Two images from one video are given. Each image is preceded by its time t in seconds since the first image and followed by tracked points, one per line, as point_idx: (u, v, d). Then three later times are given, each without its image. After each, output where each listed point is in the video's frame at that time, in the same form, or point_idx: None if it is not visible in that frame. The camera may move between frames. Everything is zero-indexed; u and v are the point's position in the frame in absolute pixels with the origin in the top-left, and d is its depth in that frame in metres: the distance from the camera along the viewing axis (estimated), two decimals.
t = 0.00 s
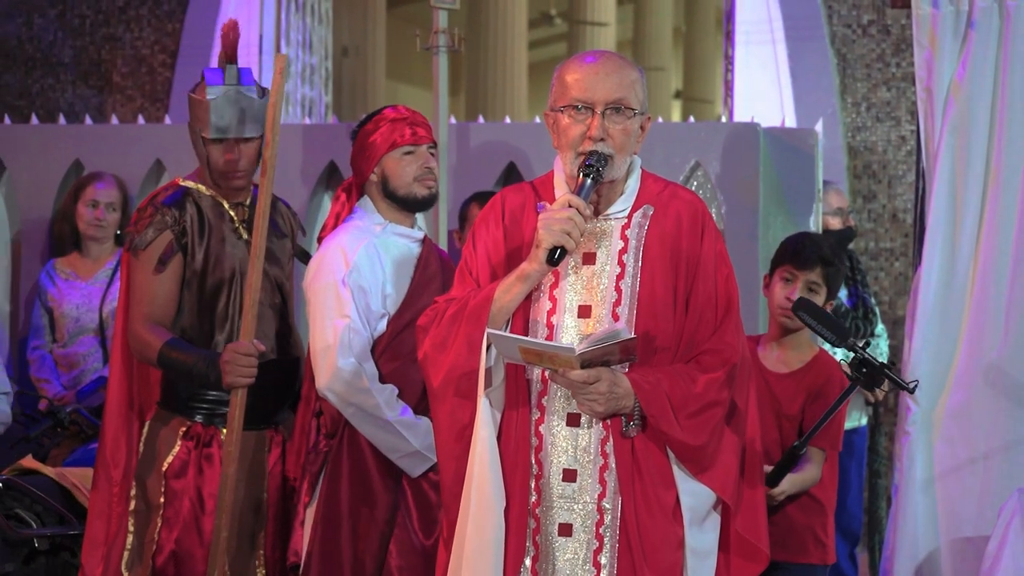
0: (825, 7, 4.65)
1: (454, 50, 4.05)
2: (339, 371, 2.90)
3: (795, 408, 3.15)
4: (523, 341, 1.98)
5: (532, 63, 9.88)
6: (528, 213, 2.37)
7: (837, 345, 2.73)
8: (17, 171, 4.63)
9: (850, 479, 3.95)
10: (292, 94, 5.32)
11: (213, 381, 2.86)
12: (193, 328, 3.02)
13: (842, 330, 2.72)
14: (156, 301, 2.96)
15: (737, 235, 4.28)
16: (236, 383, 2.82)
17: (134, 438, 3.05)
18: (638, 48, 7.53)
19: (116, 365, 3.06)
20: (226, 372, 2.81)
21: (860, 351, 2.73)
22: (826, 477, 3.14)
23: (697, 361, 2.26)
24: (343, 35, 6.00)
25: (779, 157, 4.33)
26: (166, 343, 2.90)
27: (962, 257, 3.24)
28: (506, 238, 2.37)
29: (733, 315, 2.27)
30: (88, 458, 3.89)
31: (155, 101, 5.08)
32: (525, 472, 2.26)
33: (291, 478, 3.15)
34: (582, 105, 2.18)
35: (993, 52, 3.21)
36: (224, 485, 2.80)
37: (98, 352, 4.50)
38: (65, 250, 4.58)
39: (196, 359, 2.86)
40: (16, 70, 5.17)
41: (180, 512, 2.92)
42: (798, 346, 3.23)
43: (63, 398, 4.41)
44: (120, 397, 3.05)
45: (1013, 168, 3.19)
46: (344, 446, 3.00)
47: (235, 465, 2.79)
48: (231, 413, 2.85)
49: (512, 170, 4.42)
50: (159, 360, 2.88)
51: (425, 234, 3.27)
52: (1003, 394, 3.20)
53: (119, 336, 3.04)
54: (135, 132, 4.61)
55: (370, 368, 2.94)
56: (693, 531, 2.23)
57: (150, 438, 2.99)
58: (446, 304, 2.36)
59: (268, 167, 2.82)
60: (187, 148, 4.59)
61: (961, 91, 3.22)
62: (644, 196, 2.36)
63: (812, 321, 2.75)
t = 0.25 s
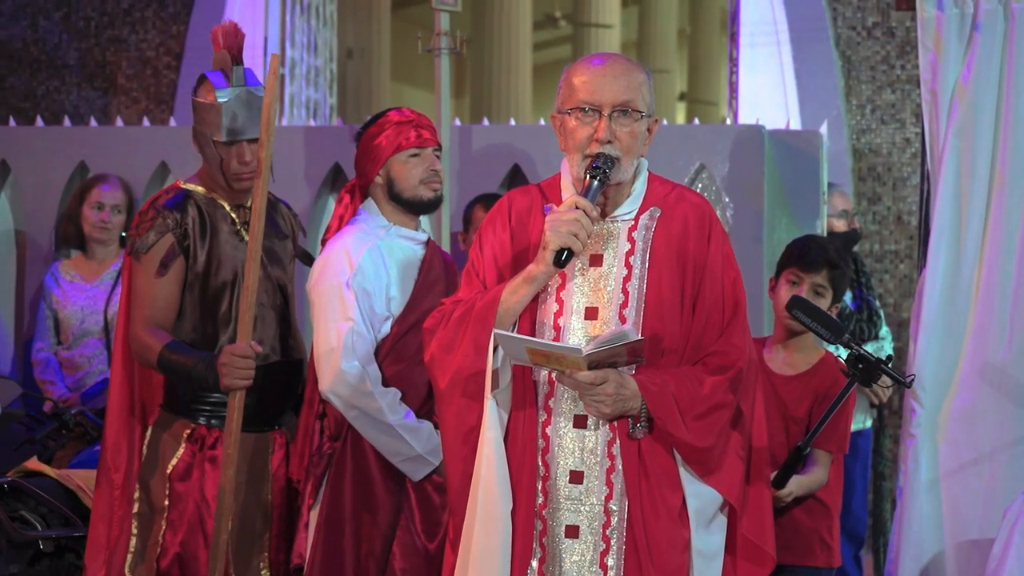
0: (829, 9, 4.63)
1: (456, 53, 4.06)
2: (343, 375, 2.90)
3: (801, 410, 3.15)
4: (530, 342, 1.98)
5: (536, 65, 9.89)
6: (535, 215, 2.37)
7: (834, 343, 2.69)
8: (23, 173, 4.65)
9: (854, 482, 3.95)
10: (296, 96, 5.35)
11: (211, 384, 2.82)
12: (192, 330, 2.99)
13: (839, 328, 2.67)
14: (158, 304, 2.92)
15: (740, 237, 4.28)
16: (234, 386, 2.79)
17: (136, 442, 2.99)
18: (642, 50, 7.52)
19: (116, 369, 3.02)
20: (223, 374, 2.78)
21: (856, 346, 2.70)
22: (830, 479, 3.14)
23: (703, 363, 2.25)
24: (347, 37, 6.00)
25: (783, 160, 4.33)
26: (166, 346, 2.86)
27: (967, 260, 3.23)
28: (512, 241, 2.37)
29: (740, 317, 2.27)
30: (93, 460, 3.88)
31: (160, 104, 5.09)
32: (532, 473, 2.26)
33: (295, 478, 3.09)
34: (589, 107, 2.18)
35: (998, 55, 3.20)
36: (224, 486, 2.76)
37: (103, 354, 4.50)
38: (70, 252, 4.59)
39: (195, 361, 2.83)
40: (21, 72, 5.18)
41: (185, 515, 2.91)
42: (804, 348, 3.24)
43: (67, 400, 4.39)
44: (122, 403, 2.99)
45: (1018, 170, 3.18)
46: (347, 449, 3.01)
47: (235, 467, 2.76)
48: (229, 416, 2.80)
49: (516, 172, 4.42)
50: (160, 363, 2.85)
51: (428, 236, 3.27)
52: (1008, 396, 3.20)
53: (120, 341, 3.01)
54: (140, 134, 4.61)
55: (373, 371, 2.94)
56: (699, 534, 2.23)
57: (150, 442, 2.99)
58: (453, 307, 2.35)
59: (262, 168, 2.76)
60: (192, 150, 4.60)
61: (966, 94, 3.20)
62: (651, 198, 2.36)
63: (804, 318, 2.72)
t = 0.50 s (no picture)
0: (833, 9, 4.62)
1: (455, 54, 4.05)
2: (345, 377, 2.90)
3: (804, 410, 3.15)
4: (536, 344, 1.99)
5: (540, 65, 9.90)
6: (541, 215, 2.36)
7: (832, 349, 2.72)
8: (26, 174, 4.64)
9: (857, 483, 3.95)
10: (300, 97, 5.36)
11: (208, 385, 2.81)
12: (191, 332, 2.99)
13: (836, 335, 2.71)
14: (158, 306, 2.92)
15: (743, 238, 4.29)
16: (231, 387, 2.78)
17: (136, 444, 3.03)
18: (645, 50, 7.53)
19: (116, 372, 3.05)
20: (220, 375, 2.78)
21: (853, 354, 2.75)
22: (833, 480, 3.14)
23: (709, 364, 2.26)
24: (350, 38, 5.99)
25: (786, 161, 4.34)
26: (166, 347, 2.86)
27: (970, 261, 3.22)
28: (518, 241, 2.37)
29: (745, 318, 2.27)
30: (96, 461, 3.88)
31: (163, 104, 5.10)
32: (537, 474, 2.26)
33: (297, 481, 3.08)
34: (595, 108, 2.18)
35: (1001, 55, 3.18)
36: (224, 486, 2.75)
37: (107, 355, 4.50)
38: (73, 253, 4.59)
39: (193, 362, 2.82)
40: (25, 73, 5.18)
41: (186, 516, 2.89)
42: (807, 349, 3.23)
43: (71, 401, 4.41)
44: (122, 406, 3.03)
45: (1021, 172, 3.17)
46: (351, 451, 3.01)
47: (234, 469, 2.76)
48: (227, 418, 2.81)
49: (519, 173, 4.41)
50: (159, 365, 2.84)
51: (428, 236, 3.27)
52: (1012, 396, 3.19)
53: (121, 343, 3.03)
54: (143, 136, 4.62)
55: (376, 373, 2.95)
56: (705, 535, 2.23)
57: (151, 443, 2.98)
58: (458, 308, 2.36)
59: (259, 169, 2.76)
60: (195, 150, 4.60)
61: (970, 94, 3.19)
62: (657, 199, 2.36)
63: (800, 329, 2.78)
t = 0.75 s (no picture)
0: (833, 10, 4.63)
1: (452, 54, 4.04)
2: (343, 378, 2.90)
3: (804, 410, 3.15)
4: (539, 344, 1.99)
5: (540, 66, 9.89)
6: (543, 215, 2.37)
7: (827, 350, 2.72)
8: (27, 174, 4.64)
9: (858, 483, 3.96)
10: (300, 97, 5.36)
11: (204, 387, 2.80)
12: (186, 333, 2.99)
13: (831, 336, 2.71)
14: (153, 307, 2.92)
15: (743, 238, 4.29)
16: (229, 387, 2.79)
17: (131, 444, 3.03)
18: (646, 51, 7.52)
19: (111, 374, 3.03)
20: (217, 376, 2.79)
21: (846, 355, 2.74)
22: (833, 480, 3.14)
23: (711, 365, 2.27)
24: (350, 38, 5.96)
25: (785, 160, 4.34)
26: (161, 348, 2.85)
27: (971, 261, 3.22)
28: (520, 241, 2.37)
29: (748, 319, 2.28)
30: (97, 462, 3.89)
31: (163, 105, 5.11)
32: (540, 474, 2.26)
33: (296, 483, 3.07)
34: (597, 108, 2.18)
35: (1002, 55, 3.18)
36: (222, 486, 2.76)
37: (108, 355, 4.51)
38: (74, 253, 4.59)
39: (190, 364, 2.81)
40: (25, 73, 5.18)
41: (181, 517, 2.90)
42: (806, 349, 3.24)
43: (72, 401, 4.42)
44: (117, 407, 3.02)
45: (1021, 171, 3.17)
46: (351, 452, 3.01)
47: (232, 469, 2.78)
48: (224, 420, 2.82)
49: (519, 173, 4.41)
50: (154, 366, 2.84)
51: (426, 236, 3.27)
52: (1012, 397, 3.19)
53: (115, 345, 3.01)
54: (143, 136, 4.62)
55: (376, 373, 2.95)
56: (707, 535, 2.23)
57: (146, 445, 2.97)
58: (461, 307, 2.35)
59: (255, 169, 2.77)
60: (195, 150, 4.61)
61: (970, 94, 3.19)
62: (659, 199, 2.36)
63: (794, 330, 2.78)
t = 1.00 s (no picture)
0: (832, 9, 4.62)
1: (451, 53, 4.04)
2: (343, 376, 2.90)
3: (802, 410, 3.15)
4: (539, 343, 1.98)
5: (538, 65, 9.88)
6: (544, 215, 2.37)
7: (829, 340, 2.71)
8: (25, 173, 4.65)
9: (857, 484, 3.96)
10: (299, 97, 5.36)
11: (199, 388, 2.80)
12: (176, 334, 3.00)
13: (834, 326, 2.69)
14: (142, 310, 2.92)
15: (741, 238, 4.29)
16: (223, 388, 2.79)
17: (121, 446, 3.02)
18: (644, 50, 7.51)
19: (100, 378, 3.01)
20: (210, 377, 2.78)
21: (851, 345, 2.71)
22: (832, 480, 3.14)
23: (711, 365, 2.26)
24: (349, 37, 5.99)
25: (784, 160, 4.33)
26: (152, 351, 2.85)
27: (970, 260, 3.22)
28: (521, 241, 2.37)
29: (749, 318, 2.27)
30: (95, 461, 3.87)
31: (162, 104, 5.11)
32: (540, 474, 2.26)
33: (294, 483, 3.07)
34: (598, 108, 2.18)
35: (1000, 55, 3.18)
36: (217, 488, 2.78)
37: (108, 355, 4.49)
38: (72, 253, 4.59)
39: (183, 365, 2.81)
40: (23, 73, 5.17)
41: (172, 518, 2.90)
42: (804, 349, 3.24)
43: (70, 401, 4.38)
44: (106, 409, 3.01)
45: (1020, 170, 3.17)
46: (350, 451, 3.01)
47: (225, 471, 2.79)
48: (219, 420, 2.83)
49: (518, 172, 4.41)
50: (146, 369, 2.83)
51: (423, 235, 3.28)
52: (1011, 397, 3.19)
53: (104, 347, 3.01)
54: (142, 136, 4.62)
55: (375, 373, 2.95)
56: (708, 535, 2.23)
57: (139, 442, 2.97)
58: (461, 306, 2.35)
59: (246, 168, 2.78)
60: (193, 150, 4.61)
61: (968, 93, 3.19)
62: (660, 199, 2.36)
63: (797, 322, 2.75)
